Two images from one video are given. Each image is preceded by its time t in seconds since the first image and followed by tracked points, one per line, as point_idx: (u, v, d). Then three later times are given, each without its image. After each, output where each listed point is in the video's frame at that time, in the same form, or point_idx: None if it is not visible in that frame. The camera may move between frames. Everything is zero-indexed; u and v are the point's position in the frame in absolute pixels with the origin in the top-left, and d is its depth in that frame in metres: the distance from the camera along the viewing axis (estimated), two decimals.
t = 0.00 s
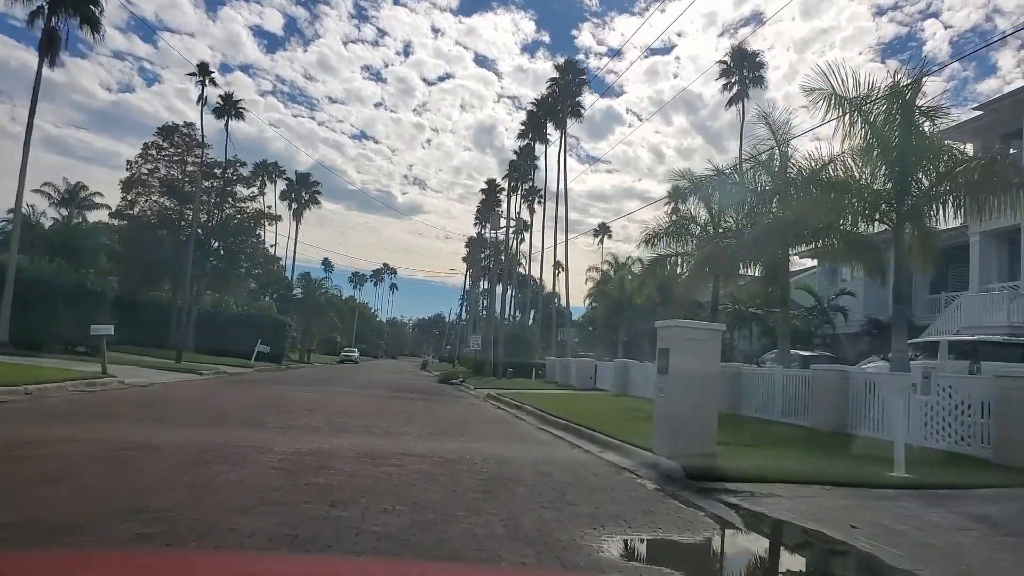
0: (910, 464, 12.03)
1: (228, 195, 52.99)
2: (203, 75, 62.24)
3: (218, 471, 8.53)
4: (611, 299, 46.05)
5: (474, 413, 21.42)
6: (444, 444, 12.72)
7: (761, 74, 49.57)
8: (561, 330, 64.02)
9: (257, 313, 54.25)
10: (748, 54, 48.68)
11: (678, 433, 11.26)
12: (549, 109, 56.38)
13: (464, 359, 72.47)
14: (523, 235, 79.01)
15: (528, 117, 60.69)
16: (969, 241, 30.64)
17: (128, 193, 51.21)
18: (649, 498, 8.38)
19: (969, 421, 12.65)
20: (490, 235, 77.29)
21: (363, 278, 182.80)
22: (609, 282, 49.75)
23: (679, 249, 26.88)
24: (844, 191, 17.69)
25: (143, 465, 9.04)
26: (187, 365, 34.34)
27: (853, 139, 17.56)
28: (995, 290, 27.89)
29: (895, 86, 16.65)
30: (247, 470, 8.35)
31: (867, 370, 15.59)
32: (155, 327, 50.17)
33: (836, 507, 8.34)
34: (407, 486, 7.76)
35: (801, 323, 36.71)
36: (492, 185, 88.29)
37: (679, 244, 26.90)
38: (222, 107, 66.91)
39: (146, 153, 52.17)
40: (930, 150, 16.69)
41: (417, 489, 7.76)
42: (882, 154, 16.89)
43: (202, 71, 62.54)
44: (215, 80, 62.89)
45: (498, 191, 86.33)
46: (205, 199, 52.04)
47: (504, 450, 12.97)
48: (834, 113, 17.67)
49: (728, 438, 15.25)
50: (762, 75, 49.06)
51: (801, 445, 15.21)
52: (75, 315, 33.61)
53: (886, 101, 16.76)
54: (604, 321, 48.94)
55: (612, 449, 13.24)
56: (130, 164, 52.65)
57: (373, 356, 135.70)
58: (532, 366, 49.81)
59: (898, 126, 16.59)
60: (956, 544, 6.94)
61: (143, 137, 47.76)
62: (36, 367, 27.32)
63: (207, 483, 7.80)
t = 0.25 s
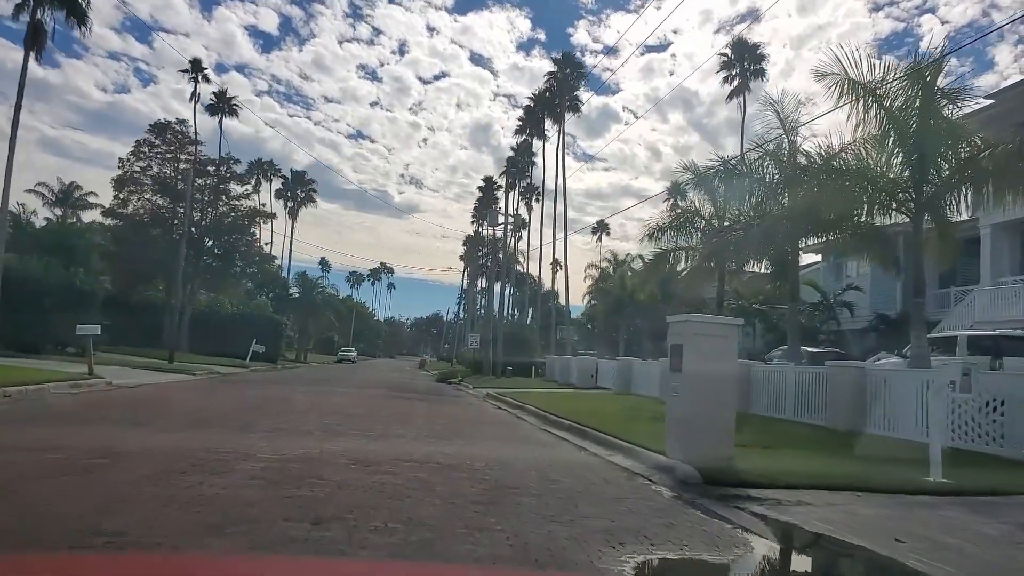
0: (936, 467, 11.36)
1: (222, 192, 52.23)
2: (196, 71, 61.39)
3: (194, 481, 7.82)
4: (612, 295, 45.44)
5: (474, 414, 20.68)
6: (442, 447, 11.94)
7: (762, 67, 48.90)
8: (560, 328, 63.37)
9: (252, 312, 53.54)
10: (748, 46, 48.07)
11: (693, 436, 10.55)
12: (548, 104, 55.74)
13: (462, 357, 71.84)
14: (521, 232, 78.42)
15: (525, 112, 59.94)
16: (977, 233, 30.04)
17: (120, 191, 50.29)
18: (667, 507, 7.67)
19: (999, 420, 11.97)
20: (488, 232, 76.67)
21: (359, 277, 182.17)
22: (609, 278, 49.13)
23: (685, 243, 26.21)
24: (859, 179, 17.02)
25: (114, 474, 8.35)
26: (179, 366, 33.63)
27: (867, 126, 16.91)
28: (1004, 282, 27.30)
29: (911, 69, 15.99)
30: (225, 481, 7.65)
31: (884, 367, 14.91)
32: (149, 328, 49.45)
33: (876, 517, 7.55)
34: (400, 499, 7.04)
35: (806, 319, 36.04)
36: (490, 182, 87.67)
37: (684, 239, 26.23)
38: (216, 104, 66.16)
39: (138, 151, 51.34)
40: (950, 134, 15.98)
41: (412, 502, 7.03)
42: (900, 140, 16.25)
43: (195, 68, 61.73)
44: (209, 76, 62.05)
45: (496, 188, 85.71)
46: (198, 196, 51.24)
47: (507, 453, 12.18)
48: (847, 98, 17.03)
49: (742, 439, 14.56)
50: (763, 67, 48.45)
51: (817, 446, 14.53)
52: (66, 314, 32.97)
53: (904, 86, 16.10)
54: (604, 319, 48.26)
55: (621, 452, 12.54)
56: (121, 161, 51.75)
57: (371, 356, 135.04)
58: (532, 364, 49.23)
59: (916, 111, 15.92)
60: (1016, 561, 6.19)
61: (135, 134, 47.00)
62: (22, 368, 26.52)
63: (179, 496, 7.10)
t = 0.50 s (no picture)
0: (965, 472, 10.70)
1: (217, 186, 51.40)
2: (191, 64, 60.52)
3: (164, 490, 7.16)
4: (613, 292, 44.71)
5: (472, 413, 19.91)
6: (438, 449, 11.16)
7: (767, 61, 48.13)
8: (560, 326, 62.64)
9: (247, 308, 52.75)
10: (752, 39, 47.33)
11: (707, 439, 9.82)
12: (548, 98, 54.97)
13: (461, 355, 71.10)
14: (520, 228, 77.66)
15: (525, 106, 59.11)
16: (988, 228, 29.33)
17: (113, 184, 49.45)
18: (684, 518, 6.97)
19: None
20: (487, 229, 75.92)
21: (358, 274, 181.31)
22: (609, 275, 48.39)
23: (691, 236, 25.47)
24: (876, 170, 16.24)
25: (77, 479, 7.66)
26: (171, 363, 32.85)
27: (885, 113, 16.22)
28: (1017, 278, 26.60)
29: (932, 53, 15.28)
30: (197, 490, 6.98)
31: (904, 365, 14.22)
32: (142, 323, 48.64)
33: (916, 530, 6.74)
34: (388, 511, 6.36)
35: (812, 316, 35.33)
36: (489, 178, 86.89)
37: (690, 231, 25.50)
38: (212, 98, 65.34)
39: (131, 144, 50.49)
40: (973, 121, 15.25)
41: (399, 515, 6.26)
42: (920, 129, 15.47)
43: (190, 60, 60.87)
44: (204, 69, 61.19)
45: (495, 184, 84.93)
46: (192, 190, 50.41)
47: (505, 455, 11.40)
48: (864, 85, 16.33)
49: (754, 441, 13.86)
50: (767, 61, 47.71)
51: (833, 448, 13.84)
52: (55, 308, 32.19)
53: (923, 71, 15.39)
54: (605, 316, 47.56)
55: (628, 453, 11.83)
56: (114, 154, 50.91)
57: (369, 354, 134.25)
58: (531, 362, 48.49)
59: (937, 97, 15.20)
60: None
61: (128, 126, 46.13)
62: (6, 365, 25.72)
63: (140, 508, 6.35)
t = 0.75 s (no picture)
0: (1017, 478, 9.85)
1: (210, 181, 50.35)
2: (183, 57, 59.47)
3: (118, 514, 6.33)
4: (613, 288, 43.85)
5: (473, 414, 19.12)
6: (440, 454, 10.41)
7: (769, 50, 47.24)
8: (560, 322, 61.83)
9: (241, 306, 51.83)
10: (754, 29, 46.42)
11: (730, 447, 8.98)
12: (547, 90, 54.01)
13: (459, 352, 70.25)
14: (518, 224, 76.78)
15: (523, 100, 58.17)
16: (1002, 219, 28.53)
17: (103, 179, 48.40)
18: (711, 537, 6.17)
19: None
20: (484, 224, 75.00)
21: (354, 272, 180.27)
22: (610, 270, 47.55)
23: (697, 228, 24.65)
24: (905, 152, 15.74)
25: (31, 497, 6.77)
26: (161, 362, 31.92)
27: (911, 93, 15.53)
28: None
29: (962, 30, 14.57)
30: (159, 507, 6.27)
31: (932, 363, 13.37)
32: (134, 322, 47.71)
33: (991, 552, 5.87)
34: (376, 537, 5.63)
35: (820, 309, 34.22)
36: (486, 173, 85.97)
37: (695, 223, 24.68)
38: (205, 92, 64.24)
39: (122, 139, 49.42)
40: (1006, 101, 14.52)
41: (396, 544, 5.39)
42: (948, 109, 14.78)
43: (182, 54, 59.75)
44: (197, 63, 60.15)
45: (492, 179, 84.00)
46: (184, 185, 49.37)
47: (510, 462, 10.55)
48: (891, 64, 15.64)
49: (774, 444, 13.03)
50: (770, 51, 46.80)
51: (859, 451, 12.99)
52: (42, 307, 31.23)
53: (953, 48, 14.70)
54: (606, 311, 46.73)
55: (643, 458, 10.98)
56: (104, 149, 49.83)
57: (366, 351, 133.36)
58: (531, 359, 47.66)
59: (968, 75, 14.49)
60: None
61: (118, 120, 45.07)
62: None
63: (93, 537, 5.45)
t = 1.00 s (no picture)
0: None
1: (204, 172, 49.38)
2: (179, 46, 58.44)
3: (50, 540, 5.52)
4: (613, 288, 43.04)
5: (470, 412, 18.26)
6: (436, 464, 9.49)
7: (775, 48, 46.36)
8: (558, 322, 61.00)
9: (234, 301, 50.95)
10: (760, 27, 45.55)
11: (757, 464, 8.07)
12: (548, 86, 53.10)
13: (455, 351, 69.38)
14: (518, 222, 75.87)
15: (524, 95, 57.25)
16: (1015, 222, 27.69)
17: (94, 168, 47.46)
18: (724, 569, 5.53)
19: None
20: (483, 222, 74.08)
21: (352, 268, 179.25)
22: (610, 269, 46.73)
23: (705, 226, 23.90)
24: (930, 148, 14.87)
25: None
26: (148, 357, 31.08)
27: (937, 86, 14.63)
28: None
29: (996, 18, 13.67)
30: (99, 535, 5.48)
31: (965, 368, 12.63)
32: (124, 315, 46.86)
33: None
34: None
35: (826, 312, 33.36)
36: (486, 170, 85.05)
37: (704, 220, 23.89)
38: (202, 83, 63.27)
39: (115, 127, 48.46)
40: None
41: None
42: (978, 102, 13.87)
43: (178, 43, 58.74)
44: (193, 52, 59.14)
45: (492, 176, 83.07)
46: (177, 176, 48.42)
47: (508, 474, 9.71)
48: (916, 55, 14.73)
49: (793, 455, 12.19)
50: (776, 49, 45.92)
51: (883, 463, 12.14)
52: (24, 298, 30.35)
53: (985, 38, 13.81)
54: (605, 312, 45.94)
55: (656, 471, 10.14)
56: (97, 138, 48.89)
57: (363, 348, 132.45)
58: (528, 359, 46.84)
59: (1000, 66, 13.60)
60: None
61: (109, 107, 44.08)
62: None
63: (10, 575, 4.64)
